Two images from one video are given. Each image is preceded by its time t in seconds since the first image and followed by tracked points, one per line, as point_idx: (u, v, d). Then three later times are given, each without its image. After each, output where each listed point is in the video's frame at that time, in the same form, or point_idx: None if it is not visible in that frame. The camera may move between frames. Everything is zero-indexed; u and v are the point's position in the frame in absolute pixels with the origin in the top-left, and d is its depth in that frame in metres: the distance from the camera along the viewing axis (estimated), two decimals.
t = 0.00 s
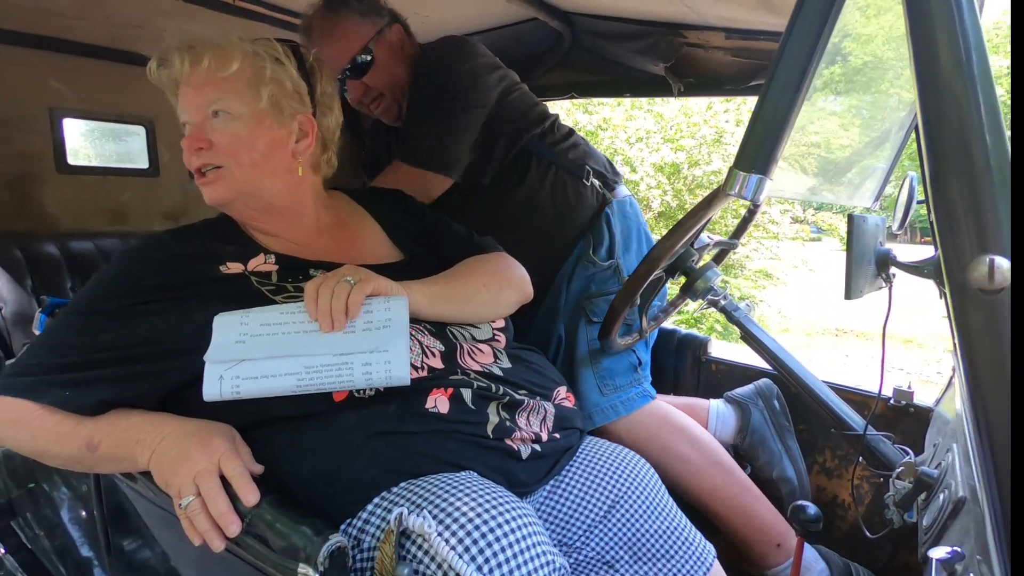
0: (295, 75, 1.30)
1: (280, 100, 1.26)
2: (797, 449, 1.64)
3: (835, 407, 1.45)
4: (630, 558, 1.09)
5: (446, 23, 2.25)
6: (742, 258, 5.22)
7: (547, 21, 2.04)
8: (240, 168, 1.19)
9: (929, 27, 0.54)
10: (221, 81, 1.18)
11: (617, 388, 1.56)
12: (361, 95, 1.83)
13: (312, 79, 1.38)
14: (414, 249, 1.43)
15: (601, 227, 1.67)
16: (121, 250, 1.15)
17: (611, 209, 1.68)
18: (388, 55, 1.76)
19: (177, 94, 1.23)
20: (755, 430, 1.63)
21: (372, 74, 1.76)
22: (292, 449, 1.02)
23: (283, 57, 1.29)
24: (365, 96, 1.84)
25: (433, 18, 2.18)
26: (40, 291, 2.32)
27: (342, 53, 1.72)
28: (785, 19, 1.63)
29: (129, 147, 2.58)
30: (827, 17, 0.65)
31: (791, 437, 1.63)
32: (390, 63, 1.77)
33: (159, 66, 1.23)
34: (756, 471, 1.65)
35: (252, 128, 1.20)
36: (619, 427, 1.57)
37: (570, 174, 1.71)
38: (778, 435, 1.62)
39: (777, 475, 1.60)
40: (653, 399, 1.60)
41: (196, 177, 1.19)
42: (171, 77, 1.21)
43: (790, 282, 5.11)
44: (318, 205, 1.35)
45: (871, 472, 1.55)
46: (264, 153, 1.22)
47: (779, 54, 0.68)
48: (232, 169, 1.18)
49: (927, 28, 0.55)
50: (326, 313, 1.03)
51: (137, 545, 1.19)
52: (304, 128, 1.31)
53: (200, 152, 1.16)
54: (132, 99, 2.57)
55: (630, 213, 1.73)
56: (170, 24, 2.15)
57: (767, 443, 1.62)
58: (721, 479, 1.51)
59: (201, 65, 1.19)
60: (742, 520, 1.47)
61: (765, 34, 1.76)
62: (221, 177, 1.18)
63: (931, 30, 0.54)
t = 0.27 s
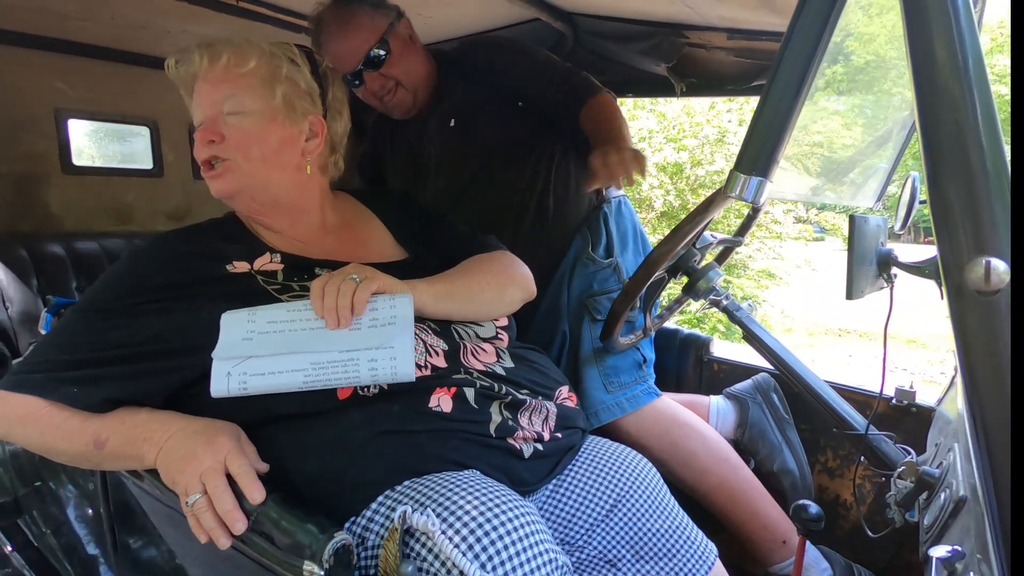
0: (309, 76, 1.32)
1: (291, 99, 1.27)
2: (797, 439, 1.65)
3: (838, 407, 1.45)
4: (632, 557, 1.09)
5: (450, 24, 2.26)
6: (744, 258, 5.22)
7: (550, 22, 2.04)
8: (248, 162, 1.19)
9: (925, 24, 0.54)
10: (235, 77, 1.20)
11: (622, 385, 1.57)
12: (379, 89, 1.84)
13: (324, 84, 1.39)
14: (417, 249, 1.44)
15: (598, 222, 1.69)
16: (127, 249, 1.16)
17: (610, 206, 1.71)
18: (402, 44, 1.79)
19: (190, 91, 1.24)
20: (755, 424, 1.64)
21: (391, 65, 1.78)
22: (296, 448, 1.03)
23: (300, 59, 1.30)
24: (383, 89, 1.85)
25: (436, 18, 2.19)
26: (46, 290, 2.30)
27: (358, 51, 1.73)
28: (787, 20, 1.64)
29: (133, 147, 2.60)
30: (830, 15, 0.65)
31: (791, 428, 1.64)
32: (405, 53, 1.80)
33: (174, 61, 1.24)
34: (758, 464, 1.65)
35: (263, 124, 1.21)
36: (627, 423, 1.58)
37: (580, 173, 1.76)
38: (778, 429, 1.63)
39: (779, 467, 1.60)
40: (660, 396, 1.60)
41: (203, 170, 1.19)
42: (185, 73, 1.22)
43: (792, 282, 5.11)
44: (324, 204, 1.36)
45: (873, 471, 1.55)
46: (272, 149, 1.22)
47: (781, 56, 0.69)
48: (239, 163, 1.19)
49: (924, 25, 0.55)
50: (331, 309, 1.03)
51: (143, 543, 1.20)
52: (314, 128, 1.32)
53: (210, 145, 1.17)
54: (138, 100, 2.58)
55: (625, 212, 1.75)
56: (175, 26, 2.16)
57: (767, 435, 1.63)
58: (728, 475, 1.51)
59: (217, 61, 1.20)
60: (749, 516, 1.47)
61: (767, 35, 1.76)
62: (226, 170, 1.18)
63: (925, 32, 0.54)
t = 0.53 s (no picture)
0: (315, 75, 1.33)
1: (298, 97, 1.27)
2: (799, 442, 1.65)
3: (843, 408, 1.45)
4: (636, 557, 1.09)
5: (454, 25, 2.27)
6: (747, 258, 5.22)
7: (555, 23, 2.05)
8: (258, 158, 1.20)
9: (930, 26, 0.55)
10: (242, 76, 1.21)
11: (626, 384, 1.58)
12: (406, 92, 1.87)
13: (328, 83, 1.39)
14: (423, 249, 1.44)
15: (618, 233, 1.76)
16: (136, 249, 1.17)
17: (630, 212, 1.81)
18: (429, 46, 1.82)
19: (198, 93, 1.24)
20: (755, 424, 1.65)
21: (418, 67, 1.81)
22: (303, 447, 1.04)
23: (306, 57, 1.31)
24: (410, 91, 1.87)
25: (441, 19, 2.20)
26: (53, 290, 2.31)
27: (385, 52, 1.77)
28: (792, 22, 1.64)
29: (138, 148, 2.60)
30: (835, 17, 0.65)
31: (792, 432, 1.64)
32: (432, 55, 1.84)
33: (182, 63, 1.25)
34: (759, 466, 1.65)
35: (272, 121, 1.22)
36: (628, 424, 1.58)
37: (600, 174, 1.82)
38: (778, 429, 1.63)
39: (779, 469, 1.61)
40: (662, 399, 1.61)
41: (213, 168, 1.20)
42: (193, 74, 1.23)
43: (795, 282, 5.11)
44: (331, 204, 1.36)
45: (877, 472, 1.56)
46: (281, 147, 1.23)
47: (787, 56, 0.69)
48: (249, 159, 1.19)
49: (929, 26, 0.55)
50: (338, 309, 1.04)
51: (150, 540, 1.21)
52: (321, 128, 1.33)
53: (221, 144, 1.18)
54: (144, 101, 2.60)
55: (642, 221, 1.82)
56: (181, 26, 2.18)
57: (768, 437, 1.62)
58: (725, 483, 1.50)
59: (224, 61, 1.21)
60: (744, 525, 1.45)
61: (772, 36, 1.77)
62: (236, 168, 1.19)
63: (931, 35, 0.55)
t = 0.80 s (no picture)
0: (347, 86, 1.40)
1: (336, 106, 1.33)
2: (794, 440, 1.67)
3: (845, 408, 1.45)
4: (638, 558, 1.09)
5: (455, 26, 2.27)
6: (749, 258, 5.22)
7: (556, 24, 2.05)
8: (309, 159, 1.24)
9: (932, 28, 0.55)
10: (295, 79, 1.25)
11: (630, 381, 1.58)
12: (413, 93, 1.86)
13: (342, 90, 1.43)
14: (425, 250, 1.45)
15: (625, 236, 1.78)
16: (140, 252, 1.17)
17: (635, 214, 1.82)
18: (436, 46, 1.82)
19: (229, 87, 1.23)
20: (755, 422, 1.65)
21: (426, 67, 1.81)
22: (306, 449, 1.04)
23: (339, 71, 1.38)
24: (417, 92, 1.86)
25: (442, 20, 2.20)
26: (57, 291, 2.31)
27: (394, 51, 1.76)
28: (794, 22, 1.64)
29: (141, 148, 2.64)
30: (839, 17, 0.65)
31: (787, 428, 1.66)
32: (439, 55, 1.84)
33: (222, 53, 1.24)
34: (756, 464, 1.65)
35: (325, 126, 1.27)
36: (622, 426, 1.57)
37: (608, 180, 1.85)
38: (776, 428, 1.65)
39: (778, 466, 1.61)
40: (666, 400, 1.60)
41: (254, 162, 1.20)
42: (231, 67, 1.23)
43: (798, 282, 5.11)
44: (336, 208, 1.37)
45: (879, 473, 1.55)
46: (325, 149, 1.28)
47: (790, 59, 0.69)
48: (304, 158, 1.23)
49: (931, 28, 0.55)
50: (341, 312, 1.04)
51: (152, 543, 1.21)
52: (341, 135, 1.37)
53: (282, 139, 1.20)
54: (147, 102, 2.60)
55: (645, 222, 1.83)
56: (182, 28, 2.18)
57: (765, 435, 1.63)
58: (722, 485, 1.49)
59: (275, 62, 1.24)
60: (743, 527, 1.44)
61: (774, 37, 1.77)
62: (289, 165, 1.21)
63: (931, 37, 0.55)
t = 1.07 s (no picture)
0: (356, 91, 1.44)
1: (348, 110, 1.37)
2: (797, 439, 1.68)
3: (849, 409, 1.45)
4: (642, 558, 1.09)
5: (459, 26, 2.28)
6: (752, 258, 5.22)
7: (560, 24, 2.06)
8: (330, 160, 1.27)
9: (940, 29, 0.55)
10: (317, 81, 1.27)
11: (631, 386, 1.57)
12: (429, 91, 1.85)
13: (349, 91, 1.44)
14: (430, 251, 1.45)
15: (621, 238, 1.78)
16: (147, 254, 1.18)
17: (632, 218, 1.83)
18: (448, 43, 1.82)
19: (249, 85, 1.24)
20: (757, 423, 1.65)
21: (441, 64, 1.80)
22: (312, 449, 1.05)
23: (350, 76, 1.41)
24: (432, 91, 1.85)
25: (446, 21, 2.20)
26: (62, 291, 2.31)
27: (408, 51, 1.75)
28: (798, 23, 1.64)
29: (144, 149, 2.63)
30: (848, 19, 0.65)
31: (790, 428, 1.68)
32: (452, 54, 1.83)
33: (242, 49, 1.25)
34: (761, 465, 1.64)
35: (343, 129, 1.31)
36: (622, 432, 1.54)
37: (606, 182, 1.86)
38: (778, 428, 1.66)
39: (784, 466, 1.61)
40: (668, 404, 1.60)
41: (278, 160, 1.22)
42: (251, 65, 1.24)
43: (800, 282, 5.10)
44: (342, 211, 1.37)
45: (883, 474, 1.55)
46: (344, 151, 1.31)
47: (797, 61, 0.69)
48: (325, 160, 1.26)
49: (938, 30, 0.55)
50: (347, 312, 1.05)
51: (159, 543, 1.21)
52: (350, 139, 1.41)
53: (307, 139, 1.22)
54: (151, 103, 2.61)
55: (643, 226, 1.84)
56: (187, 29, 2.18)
57: (769, 435, 1.63)
58: (722, 489, 1.46)
59: (296, 63, 1.26)
60: (743, 530, 1.41)
61: (778, 37, 1.77)
62: (314, 166, 1.24)
63: (939, 38, 0.55)
